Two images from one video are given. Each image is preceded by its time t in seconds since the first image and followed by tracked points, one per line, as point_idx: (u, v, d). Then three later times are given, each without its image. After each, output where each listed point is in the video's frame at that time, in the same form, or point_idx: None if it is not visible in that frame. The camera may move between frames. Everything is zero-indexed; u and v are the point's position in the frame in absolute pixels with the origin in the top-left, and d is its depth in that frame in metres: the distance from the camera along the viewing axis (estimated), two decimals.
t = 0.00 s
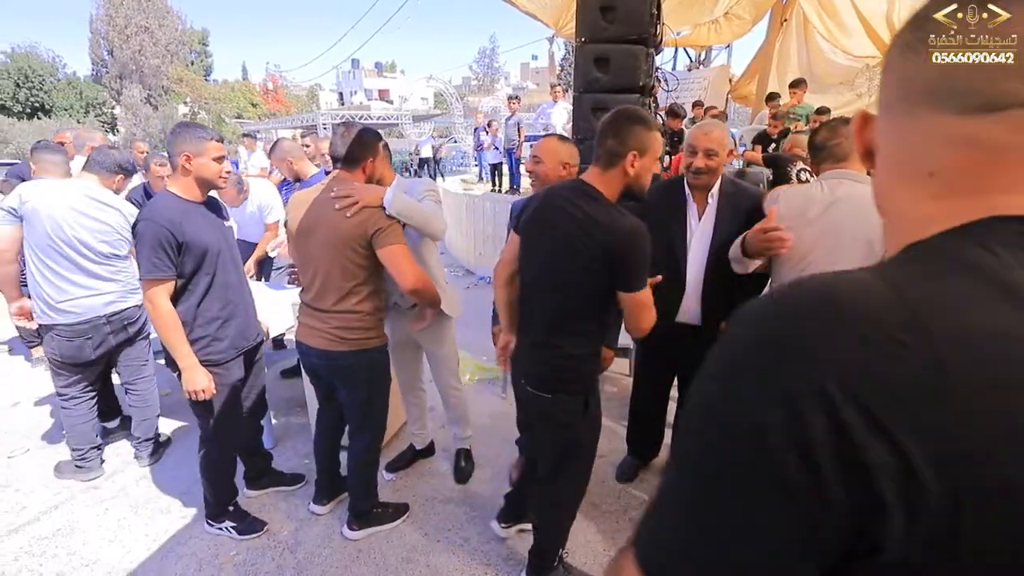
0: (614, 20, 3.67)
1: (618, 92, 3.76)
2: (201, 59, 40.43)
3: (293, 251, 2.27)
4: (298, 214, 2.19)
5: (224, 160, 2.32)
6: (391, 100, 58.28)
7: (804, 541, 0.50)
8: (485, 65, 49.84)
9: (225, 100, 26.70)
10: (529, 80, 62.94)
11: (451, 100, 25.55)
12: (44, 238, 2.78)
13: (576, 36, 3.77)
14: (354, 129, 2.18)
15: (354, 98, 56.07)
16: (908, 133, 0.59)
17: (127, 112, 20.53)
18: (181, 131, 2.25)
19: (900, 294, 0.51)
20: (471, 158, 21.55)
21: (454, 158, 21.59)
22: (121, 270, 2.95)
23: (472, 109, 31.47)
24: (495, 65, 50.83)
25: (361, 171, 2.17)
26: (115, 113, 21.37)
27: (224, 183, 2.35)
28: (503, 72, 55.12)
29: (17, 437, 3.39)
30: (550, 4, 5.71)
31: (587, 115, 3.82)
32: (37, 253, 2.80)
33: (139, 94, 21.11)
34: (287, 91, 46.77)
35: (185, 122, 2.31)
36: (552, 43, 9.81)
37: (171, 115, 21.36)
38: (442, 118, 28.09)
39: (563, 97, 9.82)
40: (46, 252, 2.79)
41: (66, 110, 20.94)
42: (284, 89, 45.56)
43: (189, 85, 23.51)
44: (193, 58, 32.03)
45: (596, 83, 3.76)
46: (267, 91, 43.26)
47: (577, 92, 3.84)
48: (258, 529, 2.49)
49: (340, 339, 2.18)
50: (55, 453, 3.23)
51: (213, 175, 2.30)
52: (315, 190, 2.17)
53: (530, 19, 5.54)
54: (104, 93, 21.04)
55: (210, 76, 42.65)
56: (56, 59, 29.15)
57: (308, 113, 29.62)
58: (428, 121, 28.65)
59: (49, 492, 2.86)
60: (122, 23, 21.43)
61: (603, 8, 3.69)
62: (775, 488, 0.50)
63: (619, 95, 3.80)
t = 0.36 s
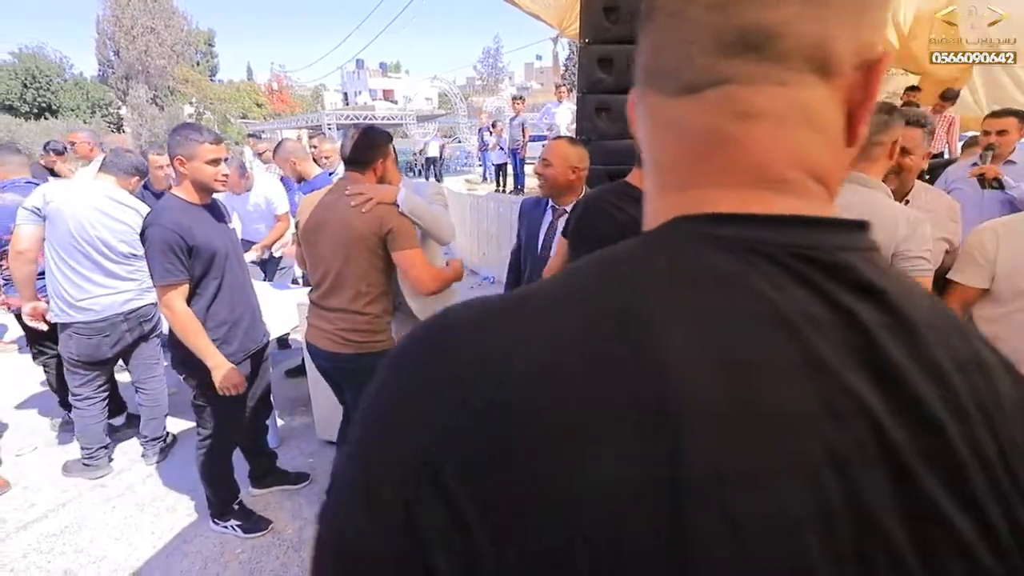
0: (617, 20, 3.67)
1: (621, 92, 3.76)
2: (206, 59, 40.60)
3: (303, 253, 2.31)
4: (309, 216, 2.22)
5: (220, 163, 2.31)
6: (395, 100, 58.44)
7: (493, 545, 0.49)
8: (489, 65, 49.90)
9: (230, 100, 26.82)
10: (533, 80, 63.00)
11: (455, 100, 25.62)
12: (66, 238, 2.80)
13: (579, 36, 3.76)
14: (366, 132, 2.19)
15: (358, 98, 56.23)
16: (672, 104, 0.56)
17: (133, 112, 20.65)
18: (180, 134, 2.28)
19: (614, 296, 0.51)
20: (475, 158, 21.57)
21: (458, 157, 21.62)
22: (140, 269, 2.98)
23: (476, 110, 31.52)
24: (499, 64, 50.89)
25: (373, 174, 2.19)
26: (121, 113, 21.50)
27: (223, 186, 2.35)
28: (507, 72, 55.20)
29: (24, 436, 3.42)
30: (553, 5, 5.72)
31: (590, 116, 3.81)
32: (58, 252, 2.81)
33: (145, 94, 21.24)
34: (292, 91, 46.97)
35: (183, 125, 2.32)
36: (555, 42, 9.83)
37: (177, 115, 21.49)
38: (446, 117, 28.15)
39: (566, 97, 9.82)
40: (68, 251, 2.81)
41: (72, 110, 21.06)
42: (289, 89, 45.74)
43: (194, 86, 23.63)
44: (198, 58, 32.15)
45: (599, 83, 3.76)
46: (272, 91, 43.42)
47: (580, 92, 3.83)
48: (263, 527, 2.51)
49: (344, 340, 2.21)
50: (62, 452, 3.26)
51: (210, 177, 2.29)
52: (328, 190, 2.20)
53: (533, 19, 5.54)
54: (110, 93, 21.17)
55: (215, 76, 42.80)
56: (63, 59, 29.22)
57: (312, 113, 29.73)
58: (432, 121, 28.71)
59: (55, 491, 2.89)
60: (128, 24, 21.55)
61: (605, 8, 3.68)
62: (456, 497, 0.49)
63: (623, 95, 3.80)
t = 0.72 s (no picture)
0: (619, 23, 3.70)
1: (622, 95, 3.80)
2: (209, 60, 40.72)
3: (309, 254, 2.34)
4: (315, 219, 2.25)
5: (230, 166, 2.36)
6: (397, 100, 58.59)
7: (228, 520, 0.58)
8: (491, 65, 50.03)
9: (233, 101, 26.92)
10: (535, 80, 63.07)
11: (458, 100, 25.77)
12: (77, 239, 2.85)
13: (581, 39, 3.80)
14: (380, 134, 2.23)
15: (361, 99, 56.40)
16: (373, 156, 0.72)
17: (136, 113, 20.73)
18: (188, 138, 2.32)
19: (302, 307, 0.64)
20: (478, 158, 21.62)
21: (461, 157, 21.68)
22: (149, 270, 3.03)
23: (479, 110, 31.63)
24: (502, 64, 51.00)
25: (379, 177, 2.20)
26: (124, 114, 21.58)
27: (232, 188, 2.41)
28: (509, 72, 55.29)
29: (31, 435, 3.47)
30: (556, 7, 5.74)
31: (591, 118, 3.85)
32: (70, 253, 2.86)
33: (148, 95, 21.33)
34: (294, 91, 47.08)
35: (190, 130, 2.37)
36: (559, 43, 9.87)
37: (180, 115, 21.57)
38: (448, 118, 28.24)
39: (569, 97, 9.86)
40: (81, 253, 2.85)
41: (75, 110, 21.14)
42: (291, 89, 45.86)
43: (197, 86, 23.70)
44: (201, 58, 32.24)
45: (600, 86, 3.80)
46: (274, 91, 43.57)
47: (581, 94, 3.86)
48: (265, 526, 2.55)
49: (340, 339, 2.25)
50: (70, 450, 3.30)
51: (220, 181, 2.34)
52: (335, 194, 2.22)
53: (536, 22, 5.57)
54: (114, 94, 21.27)
55: (217, 76, 42.91)
56: (66, 60, 29.31)
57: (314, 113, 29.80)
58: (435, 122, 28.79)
59: (65, 488, 2.94)
60: (131, 24, 21.66)
61: (607, 12, 3.72)
62: (185, 483, 0.58)
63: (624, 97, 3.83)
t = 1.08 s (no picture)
0: (616, 25, 3.73)
1: (619, 96, 3.83)
2: (208, 60, 40.73)
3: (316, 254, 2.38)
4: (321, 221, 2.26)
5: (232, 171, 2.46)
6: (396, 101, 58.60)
7: (82, 473, 0.69)
8: (491, 65, 50.14)
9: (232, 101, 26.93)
10: (534, 81, 63.14)
11: (457, 101, 25.86)
12: (76, 239, 2.86)
13: (579, 41, 3.83)
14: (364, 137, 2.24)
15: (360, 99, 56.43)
16: (157, 172, 0.86)
17: (135, 113, 20.73)
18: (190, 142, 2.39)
19: (96, 279, 0.74)
20: (477, 159, 21.67)
21: (460, 157, 21.74)
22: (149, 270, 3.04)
23: (478, 110, 31.72)
24: (501, 65, 51.09)
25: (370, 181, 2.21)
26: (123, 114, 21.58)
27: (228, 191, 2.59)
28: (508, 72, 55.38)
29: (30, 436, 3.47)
30: (554, 9, 5.77)
31: (589, 119, 3.88)
32: (70, 253, 2.87)
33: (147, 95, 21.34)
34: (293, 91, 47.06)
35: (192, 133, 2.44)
36: (557, 44, 9.91)
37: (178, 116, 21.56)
38: (448, 118, 28.30)
39: (567, 97, 9.87)
40: (82, 255, 2.87)
41: (74, 111, 21.12)
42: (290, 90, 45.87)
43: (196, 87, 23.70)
44: (199, 58, 32.23)
45: (598, 88, 3.83)
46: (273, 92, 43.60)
47: (579, 96, 3.89)
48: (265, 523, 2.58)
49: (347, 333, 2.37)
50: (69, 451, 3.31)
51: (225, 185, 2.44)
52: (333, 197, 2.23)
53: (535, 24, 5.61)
54: (112, 95, 21.27)
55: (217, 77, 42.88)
56: (64, 60, 29.25)
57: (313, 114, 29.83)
58: (434, 122, 28.86)
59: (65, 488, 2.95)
60: (130, 25, 21.67)
61: (605, 15, 3.76)
62: (52, 426, 0.67)
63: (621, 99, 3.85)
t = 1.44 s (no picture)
0: (612, 26, 3.73)
1: (615, 96, 3.83)
2: (203, 60, 40.55)
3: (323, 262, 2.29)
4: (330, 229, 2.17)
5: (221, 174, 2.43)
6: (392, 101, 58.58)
7: None
8: (487, 65, 50.16)
9: (227, 101, 26.83)
10: (530, 81, 63.23)
11: (454, 101, 25.92)
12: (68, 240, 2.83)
13: (575, 41, 3.83)
14: (370, 137, 2.16)
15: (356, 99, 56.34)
16: None
17: (129, 113, 20.61)
18: (182, 142, 2.36)
19: None
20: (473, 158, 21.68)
21: (456, 157, 21.77)
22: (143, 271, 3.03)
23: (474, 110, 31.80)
24: (497, 65, 51.12)
25: (375, 180, 2.18)
26: (117, 114, 21.44)
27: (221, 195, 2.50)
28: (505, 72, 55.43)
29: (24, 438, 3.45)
30: (550, 8, 5.78)
31: (585, 119, 3.88)
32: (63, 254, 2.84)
33: (142, 95, 21.23)
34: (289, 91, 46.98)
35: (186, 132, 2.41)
36: (553, 44, 9.92)
37: (173, 116, 21.45)
38: (445, 118, 28.31)
39: (563, 97, 9.87)
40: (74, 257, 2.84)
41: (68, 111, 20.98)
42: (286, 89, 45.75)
43: (191, 87, 23.60)
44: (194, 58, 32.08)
45: (594, 88, 3.83)
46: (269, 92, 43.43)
47: (575, 96, 3.90)
48: (263, 525, 2.57)
49: (356, 344, 2.23)
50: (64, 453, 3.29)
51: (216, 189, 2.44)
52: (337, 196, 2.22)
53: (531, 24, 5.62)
54: (106, 95, 21.14)
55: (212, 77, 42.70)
56: (57, 60, 29.06)
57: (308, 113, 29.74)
58: (431, 122, 28.88)
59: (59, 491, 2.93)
60: (124, 24, 21.56)
61: (601, 15, 3.76)
62: None
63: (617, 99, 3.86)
